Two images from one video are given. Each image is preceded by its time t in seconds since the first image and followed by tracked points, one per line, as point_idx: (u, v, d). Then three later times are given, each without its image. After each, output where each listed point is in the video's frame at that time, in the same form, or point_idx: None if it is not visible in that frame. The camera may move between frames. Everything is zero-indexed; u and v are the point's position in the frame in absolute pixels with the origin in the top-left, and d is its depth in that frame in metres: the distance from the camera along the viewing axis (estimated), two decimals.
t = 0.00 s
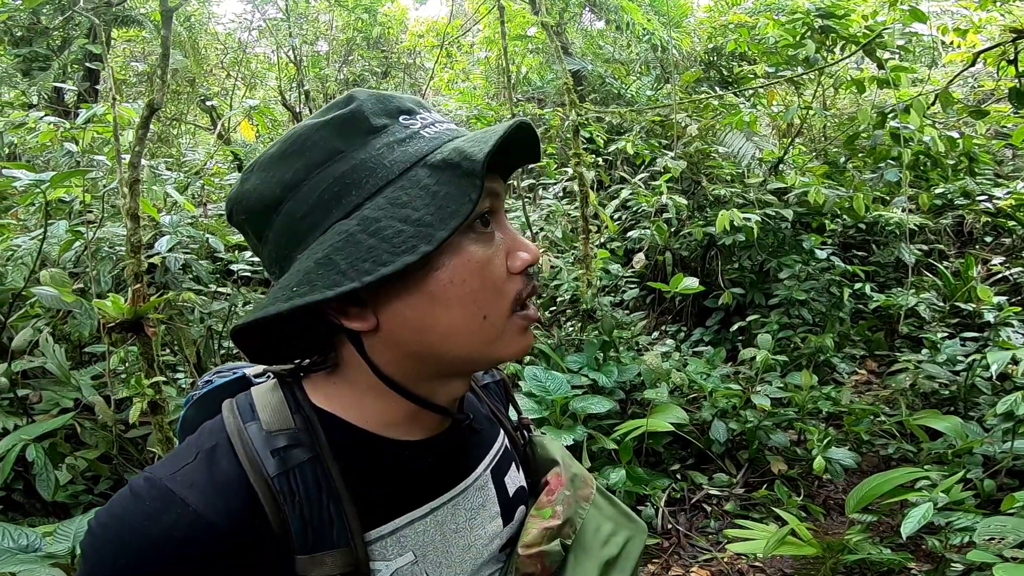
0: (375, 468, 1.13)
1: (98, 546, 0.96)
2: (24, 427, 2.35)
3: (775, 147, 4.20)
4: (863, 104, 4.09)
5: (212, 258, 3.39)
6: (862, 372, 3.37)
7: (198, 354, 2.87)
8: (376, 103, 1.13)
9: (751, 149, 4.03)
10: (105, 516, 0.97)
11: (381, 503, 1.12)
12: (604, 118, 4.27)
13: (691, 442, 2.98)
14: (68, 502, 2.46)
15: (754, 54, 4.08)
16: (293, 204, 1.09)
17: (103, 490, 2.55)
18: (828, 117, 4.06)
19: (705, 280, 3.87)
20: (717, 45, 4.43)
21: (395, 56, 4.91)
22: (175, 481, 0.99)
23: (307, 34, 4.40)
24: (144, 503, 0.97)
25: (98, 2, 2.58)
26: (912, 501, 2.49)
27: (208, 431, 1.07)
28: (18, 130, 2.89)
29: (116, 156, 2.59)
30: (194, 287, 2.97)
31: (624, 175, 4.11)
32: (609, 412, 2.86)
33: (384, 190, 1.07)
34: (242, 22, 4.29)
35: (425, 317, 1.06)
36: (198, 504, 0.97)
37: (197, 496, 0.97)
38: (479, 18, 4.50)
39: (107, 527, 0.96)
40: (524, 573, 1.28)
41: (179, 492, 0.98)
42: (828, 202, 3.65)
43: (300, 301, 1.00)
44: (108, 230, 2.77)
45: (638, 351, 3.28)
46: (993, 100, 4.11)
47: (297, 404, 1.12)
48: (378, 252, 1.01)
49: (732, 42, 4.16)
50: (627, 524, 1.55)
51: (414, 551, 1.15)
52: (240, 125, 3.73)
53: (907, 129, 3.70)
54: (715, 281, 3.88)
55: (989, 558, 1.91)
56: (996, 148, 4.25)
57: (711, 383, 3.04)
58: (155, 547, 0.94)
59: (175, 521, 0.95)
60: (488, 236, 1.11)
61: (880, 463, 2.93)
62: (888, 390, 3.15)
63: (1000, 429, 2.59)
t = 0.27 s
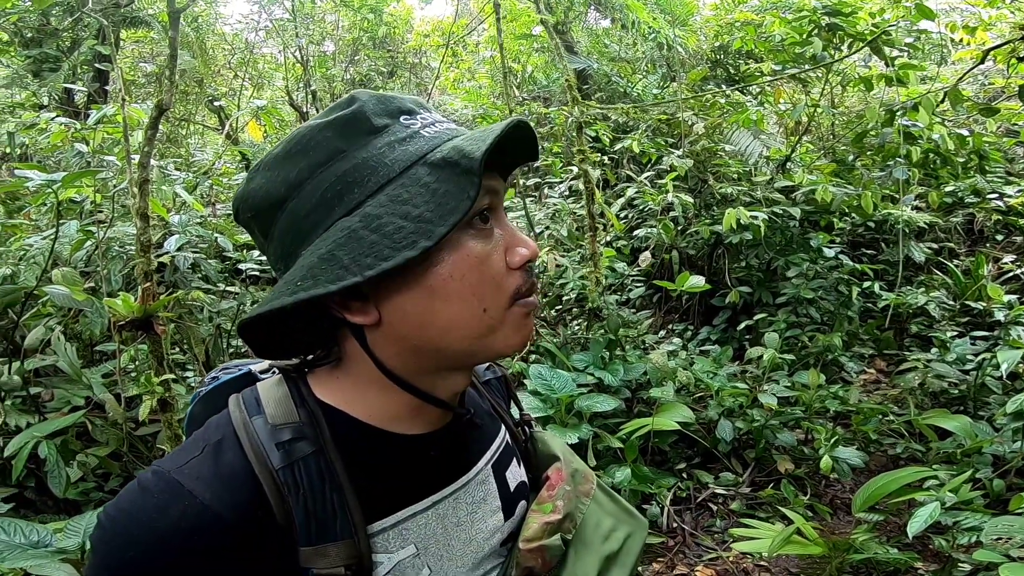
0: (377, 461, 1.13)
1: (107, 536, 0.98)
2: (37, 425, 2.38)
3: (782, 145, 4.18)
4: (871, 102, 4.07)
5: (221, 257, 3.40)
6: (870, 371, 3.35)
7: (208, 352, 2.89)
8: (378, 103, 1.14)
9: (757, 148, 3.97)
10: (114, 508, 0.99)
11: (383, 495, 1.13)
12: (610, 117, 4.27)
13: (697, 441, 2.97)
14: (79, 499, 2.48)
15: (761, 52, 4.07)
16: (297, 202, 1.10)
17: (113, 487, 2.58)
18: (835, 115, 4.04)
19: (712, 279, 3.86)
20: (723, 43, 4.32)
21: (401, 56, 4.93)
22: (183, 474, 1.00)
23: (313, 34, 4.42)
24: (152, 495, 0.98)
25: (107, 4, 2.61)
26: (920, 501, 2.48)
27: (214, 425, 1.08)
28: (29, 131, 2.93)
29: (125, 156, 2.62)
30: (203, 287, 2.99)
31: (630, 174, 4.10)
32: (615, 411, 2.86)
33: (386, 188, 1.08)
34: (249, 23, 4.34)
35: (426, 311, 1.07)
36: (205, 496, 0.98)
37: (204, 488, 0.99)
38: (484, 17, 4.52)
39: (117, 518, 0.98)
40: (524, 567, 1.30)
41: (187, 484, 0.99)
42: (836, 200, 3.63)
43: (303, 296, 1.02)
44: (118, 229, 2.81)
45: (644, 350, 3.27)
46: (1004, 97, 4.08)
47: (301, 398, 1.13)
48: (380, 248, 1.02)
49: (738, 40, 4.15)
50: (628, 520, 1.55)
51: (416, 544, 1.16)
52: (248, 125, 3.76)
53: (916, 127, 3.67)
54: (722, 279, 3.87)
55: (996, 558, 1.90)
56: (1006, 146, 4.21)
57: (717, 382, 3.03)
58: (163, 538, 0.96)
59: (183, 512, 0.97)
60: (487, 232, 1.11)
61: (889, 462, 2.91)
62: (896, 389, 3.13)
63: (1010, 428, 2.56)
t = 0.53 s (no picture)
0: (380, 456, 1.14)
1: (118, 531, 0.99)
2: (54, 426, 2.41)
3: (790, 140, 4.16)
4: (880, 95, 4.03)
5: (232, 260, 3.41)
6: (883, 366, 3.31)
7: (220, 353, 2.91)
8: (381, 104, 1.14)
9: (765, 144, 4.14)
10: (125, 503, 1.00)
11: (387, 490, 1.13)
12: (615, 115, 4.26)
13: (708, 438, 2.96)
14: (95, 500, 2.50)
15: (766, 47, 4.05)
16: (301, 202, 1.11)
17: (127, 487, 2.61)
18: (843, 110, 4.01)
19: (721, 275, 3.83)
20: (728, 39, 4.34)
21: (406, 57, 4.94)
22: (191, 469, 1.01)
23: (318, 36, 4.45)
24: (161, 490, 0.99)
25: (114, 10, 2.64)
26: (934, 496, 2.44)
27: (222, 421, 1.09)
28: (41, 137, 2.97)
29: (135, 160, 2.65)
30: (214, 289, 2.98)
31: (637, 171, 4.09)
32: (624, 408, 2.85)
33: (388, 188, 1.08)
34: (254, 25, 4.37)
35: (426, 308, 1.07)
36: (212, 491, 0.99)
37: (211, 484, 1.00)
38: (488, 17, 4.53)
39: (128, 513, 0.99)
40: (527, 562, 1.31)
41: (194, 479, 1.00)
42: (845, 194, 3.60)
43: (306, 294, 1.02)
44: (130, 232, 2.82)
45: (653, 347, 3.26)
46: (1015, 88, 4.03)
47: (306, 394, 1.13)
48: (381, 247, 1.02)
49: (743, 35, 4.13)
50: (633, 515, 1.54)
51: (420, 539, 1.16)
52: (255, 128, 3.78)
53: (926, 119, 3.64)
54: (731, 275, 3.85)
55: (1011, 554, 1.87)
56: (1018, 137, 4.17)
57: (727, 378, 3.01)
58: (171, 533, 0.97)
59: (190, 507, 0.98)
60: (488, 231, 1.11)
61: (902, 458, 2.87)
62: (910, 384, 3.10)
63: None
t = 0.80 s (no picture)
0: (378, 459, 1.14)
1: (116, 532, 1.00)
2: (60, 427, 2.41)
3: (794, 141, 4.15)
4: (885, 96, 4.02)
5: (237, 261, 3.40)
6: (889, 369, 3.30)
7: (225, 355, 2.92)
8: (374, 107, 1.14)
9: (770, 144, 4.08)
10: (124, 504, 1.01)
11: (384, 494, 1.13)
12: (619, 117, 4.27)
13: (712, 440, 2.95)
14: (101, 501, 2.51)
15: (770, 48, 4.05)
16: (296, 206, 1.11)
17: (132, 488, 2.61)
18: (849, 111, 4.00)
19: (726, 277, 3.83)
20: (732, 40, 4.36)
21: (410, 59, 4.96)
22: (189, 472, 1.02)
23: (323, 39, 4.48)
24: (159, 492, 1.00)
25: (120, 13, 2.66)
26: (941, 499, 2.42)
27: (221, 424, 1.10)
28: (48, 139, 2.99)
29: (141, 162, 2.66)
30: (220, 291, 2.95)
31: (642, 172, 4.09)
32: (628, 410, 2.84)
33: (382, 191, 1.08)
34: (259, 28, 4.40)
35: (421, 312, 1.07)
36: (209, 493, 1.00)
37: (209, 486, 1.00)
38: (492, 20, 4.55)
39: (126, 513, 1.00)
40: (527, 566, 1.30)
41: (191, 481, 1.01)
42: (850, 196, 3.59)
43: (300, 297, 1.02)
44: (136, 234, 2.82)
45: (657, 349, 3.26)
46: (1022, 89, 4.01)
47: (304, 398, 1.14)
48: (375, 250, 1.03)
49: (747, 36, 4.13)
50: (634, 519, 1.55)
51: (417, 542, 1.16)
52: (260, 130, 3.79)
53: (931, 121, 3.64)
54: (736, 277, 3.84)
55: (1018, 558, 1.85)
56: None
57: (732, 380, 3.00)
58: (168, 534, 0.98)
59: (187, 509, 0.98)
60: (484, 235, 1.11)
61: (909, 461, 2.85)
62: (916, 387, 3.08)
63: None
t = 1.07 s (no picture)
0: (376, 458, 1.14)
1: (113, 531, 1.00)
2: (64, 425, 2.42)
3: (799, 141, 4.14)
4: (890, 96, 4.01)
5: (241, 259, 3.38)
6: (894, 369, 3.28)
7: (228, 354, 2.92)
8: (374, 104, 1.14)
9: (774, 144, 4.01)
10: (120, 503, 1.01)
11: (382, 493, 1.13)
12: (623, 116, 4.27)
13: (716, 440, 2.93)
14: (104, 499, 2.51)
15: (774, 47, 4.05)
16: (295, 202, 1.11)
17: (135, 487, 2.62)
18: (853, 111, 3.99)
19: (729, 277, 3.82)
20: (736, 40, 4.30)
21: (413, 58, 4.96)
22: (185, 470, 1.02)
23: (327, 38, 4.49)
24: (154, 489, 1.00)
25: (125, 13, 2.67)
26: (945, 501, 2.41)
27: (219, 423, 1.10)
28: (53, 138, 3.00)
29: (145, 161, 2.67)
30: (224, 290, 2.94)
31: (645, 172, 4.09)
32: (631, 410, 2.84)
33: (381, 187, 1.08)
34: (262, 27, 4.47)
35: (420, 309, 1.07)
36: (204, 491, 1.00)
37: (204, 484, 1.00)
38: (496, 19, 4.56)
39: (121, 512, 1.00)
40: (526, 568, 1.30)
41: (187, 479, 1.01)
42: (855, 195, 3.57)
43: (296, 294, 1.02)
44: (140, 233, 2.82)
45: (660, 349, 3.25)
46: None
47: (302, 396, 1.14)
48: (371, 247, 1.02)
49: (751, 36, 4.12)
50: (636, 519, 1.54)
51: (415, 543, 1.16)
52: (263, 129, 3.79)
53: (937, 120, 3.63)
54: (740, 277, 3.83)
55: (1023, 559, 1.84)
56: None
57: (735, 380, 2.99)
58: (163, 533, 0.98)
59: (182, 507, 0.98)
60: (484, 232, 1.11)
61: (913, 462, 2.84)
62: (921, 387, 3.06)
63: None
